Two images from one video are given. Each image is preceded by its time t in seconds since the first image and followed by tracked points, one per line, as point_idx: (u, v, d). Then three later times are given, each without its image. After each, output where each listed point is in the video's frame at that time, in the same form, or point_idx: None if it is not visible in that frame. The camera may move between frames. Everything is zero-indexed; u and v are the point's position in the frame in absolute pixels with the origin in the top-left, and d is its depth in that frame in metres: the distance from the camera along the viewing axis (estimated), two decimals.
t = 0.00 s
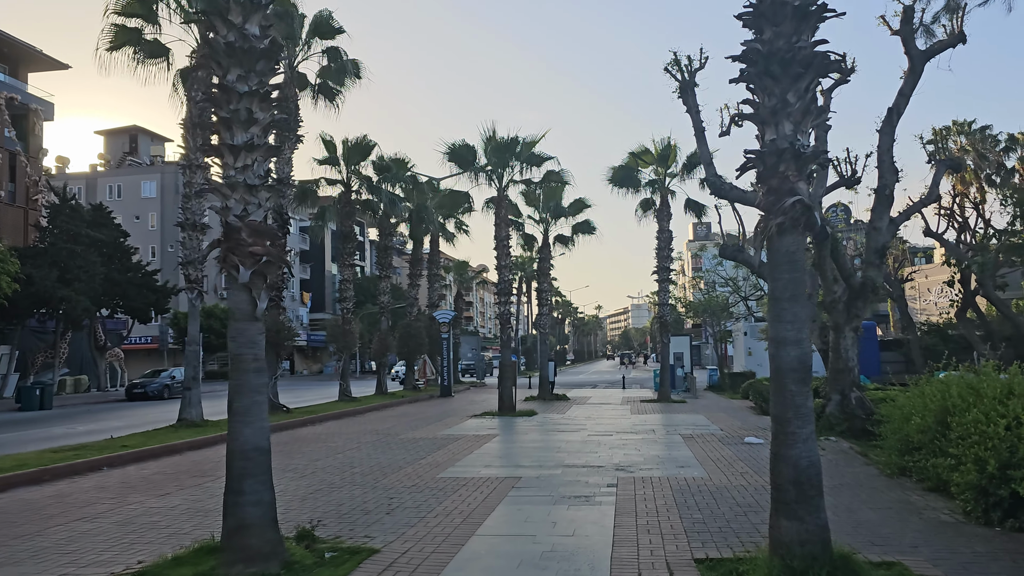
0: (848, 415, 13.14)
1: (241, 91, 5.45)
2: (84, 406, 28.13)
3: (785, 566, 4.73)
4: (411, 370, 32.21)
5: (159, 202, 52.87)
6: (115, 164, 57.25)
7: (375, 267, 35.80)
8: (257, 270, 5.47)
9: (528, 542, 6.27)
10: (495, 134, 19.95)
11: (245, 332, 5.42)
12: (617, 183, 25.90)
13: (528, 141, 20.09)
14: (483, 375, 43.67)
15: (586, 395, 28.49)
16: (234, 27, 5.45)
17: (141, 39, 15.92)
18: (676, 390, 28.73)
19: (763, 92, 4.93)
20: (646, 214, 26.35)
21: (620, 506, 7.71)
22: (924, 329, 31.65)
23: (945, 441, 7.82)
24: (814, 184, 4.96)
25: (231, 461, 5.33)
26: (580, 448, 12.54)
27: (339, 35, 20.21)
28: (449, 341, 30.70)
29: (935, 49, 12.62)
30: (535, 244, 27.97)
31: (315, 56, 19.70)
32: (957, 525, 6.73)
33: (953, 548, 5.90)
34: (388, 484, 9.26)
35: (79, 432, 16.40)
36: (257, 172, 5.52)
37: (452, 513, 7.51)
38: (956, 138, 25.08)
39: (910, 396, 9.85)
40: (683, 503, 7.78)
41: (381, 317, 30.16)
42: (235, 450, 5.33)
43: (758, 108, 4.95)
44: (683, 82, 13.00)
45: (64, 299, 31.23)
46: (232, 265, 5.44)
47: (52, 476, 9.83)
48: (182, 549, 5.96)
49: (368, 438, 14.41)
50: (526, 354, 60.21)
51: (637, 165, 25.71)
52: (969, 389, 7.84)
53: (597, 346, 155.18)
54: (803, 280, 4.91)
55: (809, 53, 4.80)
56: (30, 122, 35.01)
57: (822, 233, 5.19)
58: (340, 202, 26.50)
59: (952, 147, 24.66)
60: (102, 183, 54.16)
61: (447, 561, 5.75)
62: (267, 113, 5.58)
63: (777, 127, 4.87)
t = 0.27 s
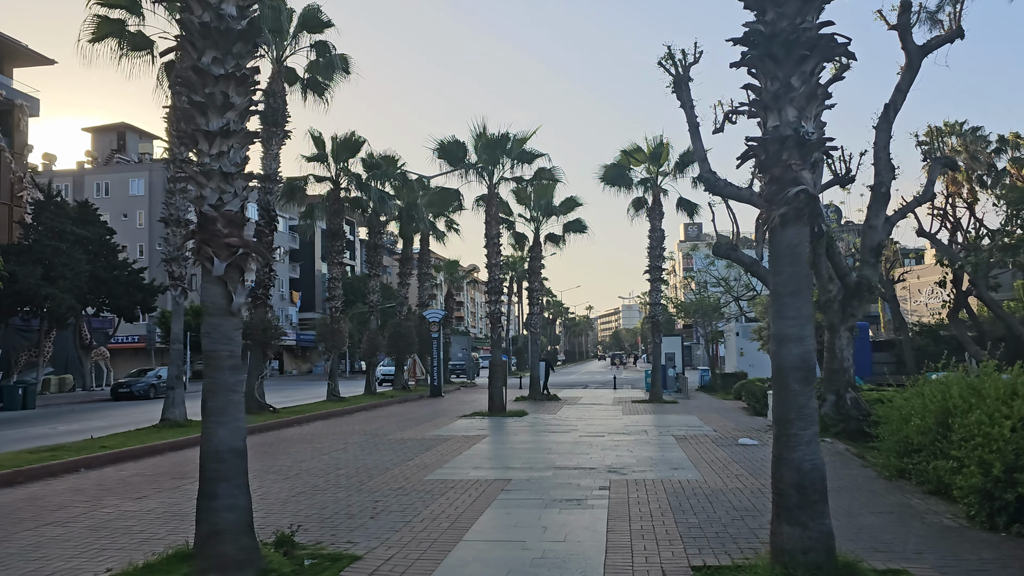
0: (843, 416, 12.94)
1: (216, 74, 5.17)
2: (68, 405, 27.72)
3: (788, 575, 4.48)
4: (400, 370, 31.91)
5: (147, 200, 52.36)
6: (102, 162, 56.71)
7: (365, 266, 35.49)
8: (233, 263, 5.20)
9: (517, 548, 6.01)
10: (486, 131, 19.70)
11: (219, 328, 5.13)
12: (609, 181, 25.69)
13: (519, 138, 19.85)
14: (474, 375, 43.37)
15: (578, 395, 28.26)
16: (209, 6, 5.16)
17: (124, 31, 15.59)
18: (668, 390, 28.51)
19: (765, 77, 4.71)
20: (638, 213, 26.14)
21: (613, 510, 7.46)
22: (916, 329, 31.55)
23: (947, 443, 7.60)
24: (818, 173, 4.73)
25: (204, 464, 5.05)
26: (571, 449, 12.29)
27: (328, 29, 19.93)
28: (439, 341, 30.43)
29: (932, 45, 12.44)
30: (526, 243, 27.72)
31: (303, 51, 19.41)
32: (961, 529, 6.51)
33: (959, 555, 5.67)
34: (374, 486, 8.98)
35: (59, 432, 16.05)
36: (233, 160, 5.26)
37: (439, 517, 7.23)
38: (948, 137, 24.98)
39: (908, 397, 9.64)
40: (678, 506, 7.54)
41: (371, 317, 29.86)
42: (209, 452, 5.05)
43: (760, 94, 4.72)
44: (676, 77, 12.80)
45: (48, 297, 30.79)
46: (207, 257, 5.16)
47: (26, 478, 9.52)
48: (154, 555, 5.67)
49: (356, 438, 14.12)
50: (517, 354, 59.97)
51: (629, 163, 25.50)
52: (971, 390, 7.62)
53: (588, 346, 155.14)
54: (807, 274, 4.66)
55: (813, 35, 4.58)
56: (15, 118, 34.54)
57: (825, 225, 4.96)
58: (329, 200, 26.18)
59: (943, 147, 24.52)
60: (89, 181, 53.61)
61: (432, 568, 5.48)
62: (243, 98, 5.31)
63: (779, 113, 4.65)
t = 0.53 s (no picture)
0: (841, 416, 12.74)
1: (194, 59, 4.92)
2: (57, 404, 27.39)
3: None
4: (394, 369, 31.65)
5: (139, 197, 51.95)
6: (94, 159, 56.28)
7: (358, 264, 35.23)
8: (211, 258, 4.96)
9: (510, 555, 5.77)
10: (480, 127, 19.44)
11: (197, 326, 4.89)
12: (604, 178, 25.46)
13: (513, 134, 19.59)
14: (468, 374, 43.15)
15: (572, 395, 28.05)
16: None
17: (112, 23, 15.29)
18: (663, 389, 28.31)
19: (772, 63, 4.49)
20: (634, 211, 25.92)
21: (610, 514, 7.23)
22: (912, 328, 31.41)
23: (953, 445, 7.39)
24: (827, 164, 4.51)
25: (180, 469, 4.81)
26: (566, 449, 12.06)
27: (320, 23, 19.65)
28: (433, 339, 30.17)
29: (933, 39, 12.24)
30: (520, 240, 27.48)
31: (295, 45, 19.13)
32: (968, 535, 6.31)
33: (969, 562, 5.46)
34: (363, 489, 8.73)
35: (45, 432, 15.76)
36: (212, 149, 5.01)
37: (429, 522, 6.98)
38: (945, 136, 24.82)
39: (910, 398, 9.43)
40: (676, 510, 7.32)
41: (364, 315, 29.59)
42: (185, 457, 4.81)
43: (766, 80, 4.50)
44: (674, 71, 12.57)
45: (38, 295, 30.44)
46: (184, 252, 4.91)
47: (5, 480, 9.25)
48: (130, 564, 5.43)
49: (347, 439, 13.87)
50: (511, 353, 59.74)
51: (625, 160, 25.28)
52: (978, 390, 7.41)
53: (583, 345, 155.08)
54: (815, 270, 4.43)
55: (823, 19, 4.35)
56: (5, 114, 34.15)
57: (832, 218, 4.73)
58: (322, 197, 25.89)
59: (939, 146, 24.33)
60: (81, 178, 53.15)
61: None
62: (223, 84, 5.07)
63: (787, 100, 4.42)
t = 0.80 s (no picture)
0: (839, 417, 12.55)
1: (168, 42, 4.67)
2: (45, 404, 27.09)
3: None
4: (387, 369, 31.40)
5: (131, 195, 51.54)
6: (85, 156, 55.84)
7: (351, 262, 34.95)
8: (185, 251, 4.72)
9: (500, 563, 5.54)
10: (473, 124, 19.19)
11: (171, 324, 4.65)
12: (599, 177, 25.23)
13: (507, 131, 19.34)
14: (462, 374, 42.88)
15: (566, 394, 27.84)
16: None
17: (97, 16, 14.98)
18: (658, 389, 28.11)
19: (776, 47, 4.26)
20: (629, 210, 25.71)
21: (604, 519, 7.01)
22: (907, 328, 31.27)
23: (957, 447, 7.18)
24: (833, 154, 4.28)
25: (152, 474, 4.57)
26: (560, 450, 11.83)
27: (312, 17, 19.38)
28: (426, 338, 29.93)
29: (933, 34, 12.04)
30: (514, 239, 27.25)
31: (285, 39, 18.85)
32: (974, 541, 6.10)
33: (977, 571, 5.26)
34: (350, 491, 8.48)
35: (29, 432, 15.48)
36: (187, 137, 4.76)
37: (418, 527, 6.75)
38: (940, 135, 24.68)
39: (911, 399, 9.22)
40: (673, 515, 7.10)
41: (356, 314, 29.32)
42: (157, 461, 4.56)
43: (770, 66, 4.27)
44: (670, 66, 12.36)
45: (26, 293, 30.08)
46: (156, 245, 4.67)
47: None
48: (102, 572, 5.19)
49: (337, 439, 13.63)
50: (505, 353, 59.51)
51: (620, 158, 25.06)
52: (982, 392, 7.21)
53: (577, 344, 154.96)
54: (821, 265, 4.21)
55: None
56: None
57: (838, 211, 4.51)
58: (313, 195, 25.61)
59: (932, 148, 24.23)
60: (72, 176, 52.75)
61: None
62: (199, 69, 4.81)
63: (792, 86, 4.20)
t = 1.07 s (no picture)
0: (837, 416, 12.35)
1: (137, 21, 4.40)
2: (33, 401, 26.79)
3: None
4: (379, 366, 31.12)
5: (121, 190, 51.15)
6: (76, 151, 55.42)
7: (343, 258, 34.64)
8: (156, 243, 4.48)
9: (489, 570, 5.30)
10: (466, 117, 18.93)
11: (141, 319, 4.40)
12: (594, 172, 24.99)
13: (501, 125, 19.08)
14: (455, 371, 42.65)
15: (560, 391, 27.62)
16: None
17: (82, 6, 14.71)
18: (652, 387, 27.90)
19: (781, 26, 4.03)
20: (623, 205, 25.47)
21: (598, 522, 6.78)
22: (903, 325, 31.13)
23: (963, 448, 6.96)
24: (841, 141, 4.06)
25: (120, 478, 4.31)
26: (553, 450, 11.60)
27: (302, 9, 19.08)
28: (419, 335, 29.68)
29: (934, 26, 11.81)
30: (507, 234, 26.99)
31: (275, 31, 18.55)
32: (982, 546, 5.88)
33: None
34: (338, 493, 8.24)
35: (13, 430, 15.18)
36: (158, 122, 4.49)
37: (405, 531, 6.50)
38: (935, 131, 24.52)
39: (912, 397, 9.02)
40: (669, 518, 6.87)
41: (348, 310, 29.04)
42: (125, 464, 4.31)
43: (775, 46, 4.04)
44: (666, 58, 12.13)
45: (14, 288, 29.73)
46: (125, 236, 4.43)
47: None
48: None
49: (326, 438, 13.36)
50: (499, 350, 59.32)
51: (614, 154, 24.82)
52: (987, 390, 7.01)
53: (571, 341, 154.91)
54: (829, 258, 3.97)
55: None
56: None
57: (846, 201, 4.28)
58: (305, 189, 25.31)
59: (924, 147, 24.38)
60: (62, 171, 52.27)
61: None
62: (171, 50, 4.55)
63: (798, 68, 3.97)
